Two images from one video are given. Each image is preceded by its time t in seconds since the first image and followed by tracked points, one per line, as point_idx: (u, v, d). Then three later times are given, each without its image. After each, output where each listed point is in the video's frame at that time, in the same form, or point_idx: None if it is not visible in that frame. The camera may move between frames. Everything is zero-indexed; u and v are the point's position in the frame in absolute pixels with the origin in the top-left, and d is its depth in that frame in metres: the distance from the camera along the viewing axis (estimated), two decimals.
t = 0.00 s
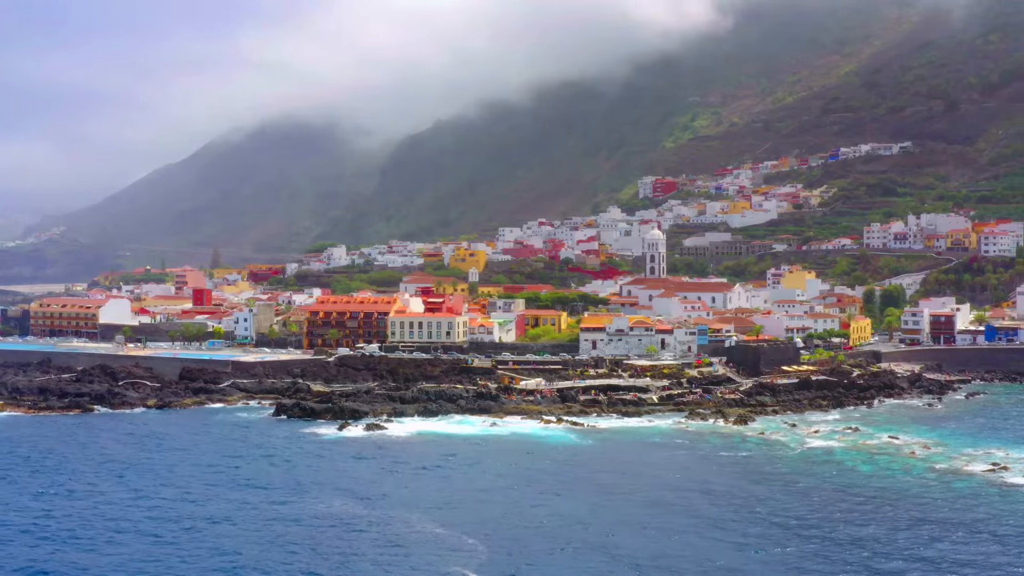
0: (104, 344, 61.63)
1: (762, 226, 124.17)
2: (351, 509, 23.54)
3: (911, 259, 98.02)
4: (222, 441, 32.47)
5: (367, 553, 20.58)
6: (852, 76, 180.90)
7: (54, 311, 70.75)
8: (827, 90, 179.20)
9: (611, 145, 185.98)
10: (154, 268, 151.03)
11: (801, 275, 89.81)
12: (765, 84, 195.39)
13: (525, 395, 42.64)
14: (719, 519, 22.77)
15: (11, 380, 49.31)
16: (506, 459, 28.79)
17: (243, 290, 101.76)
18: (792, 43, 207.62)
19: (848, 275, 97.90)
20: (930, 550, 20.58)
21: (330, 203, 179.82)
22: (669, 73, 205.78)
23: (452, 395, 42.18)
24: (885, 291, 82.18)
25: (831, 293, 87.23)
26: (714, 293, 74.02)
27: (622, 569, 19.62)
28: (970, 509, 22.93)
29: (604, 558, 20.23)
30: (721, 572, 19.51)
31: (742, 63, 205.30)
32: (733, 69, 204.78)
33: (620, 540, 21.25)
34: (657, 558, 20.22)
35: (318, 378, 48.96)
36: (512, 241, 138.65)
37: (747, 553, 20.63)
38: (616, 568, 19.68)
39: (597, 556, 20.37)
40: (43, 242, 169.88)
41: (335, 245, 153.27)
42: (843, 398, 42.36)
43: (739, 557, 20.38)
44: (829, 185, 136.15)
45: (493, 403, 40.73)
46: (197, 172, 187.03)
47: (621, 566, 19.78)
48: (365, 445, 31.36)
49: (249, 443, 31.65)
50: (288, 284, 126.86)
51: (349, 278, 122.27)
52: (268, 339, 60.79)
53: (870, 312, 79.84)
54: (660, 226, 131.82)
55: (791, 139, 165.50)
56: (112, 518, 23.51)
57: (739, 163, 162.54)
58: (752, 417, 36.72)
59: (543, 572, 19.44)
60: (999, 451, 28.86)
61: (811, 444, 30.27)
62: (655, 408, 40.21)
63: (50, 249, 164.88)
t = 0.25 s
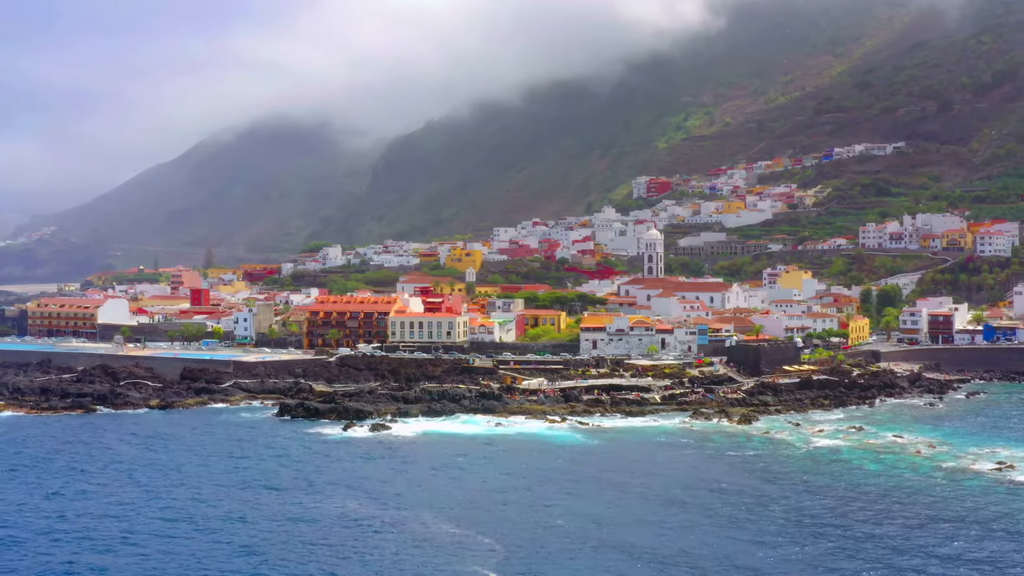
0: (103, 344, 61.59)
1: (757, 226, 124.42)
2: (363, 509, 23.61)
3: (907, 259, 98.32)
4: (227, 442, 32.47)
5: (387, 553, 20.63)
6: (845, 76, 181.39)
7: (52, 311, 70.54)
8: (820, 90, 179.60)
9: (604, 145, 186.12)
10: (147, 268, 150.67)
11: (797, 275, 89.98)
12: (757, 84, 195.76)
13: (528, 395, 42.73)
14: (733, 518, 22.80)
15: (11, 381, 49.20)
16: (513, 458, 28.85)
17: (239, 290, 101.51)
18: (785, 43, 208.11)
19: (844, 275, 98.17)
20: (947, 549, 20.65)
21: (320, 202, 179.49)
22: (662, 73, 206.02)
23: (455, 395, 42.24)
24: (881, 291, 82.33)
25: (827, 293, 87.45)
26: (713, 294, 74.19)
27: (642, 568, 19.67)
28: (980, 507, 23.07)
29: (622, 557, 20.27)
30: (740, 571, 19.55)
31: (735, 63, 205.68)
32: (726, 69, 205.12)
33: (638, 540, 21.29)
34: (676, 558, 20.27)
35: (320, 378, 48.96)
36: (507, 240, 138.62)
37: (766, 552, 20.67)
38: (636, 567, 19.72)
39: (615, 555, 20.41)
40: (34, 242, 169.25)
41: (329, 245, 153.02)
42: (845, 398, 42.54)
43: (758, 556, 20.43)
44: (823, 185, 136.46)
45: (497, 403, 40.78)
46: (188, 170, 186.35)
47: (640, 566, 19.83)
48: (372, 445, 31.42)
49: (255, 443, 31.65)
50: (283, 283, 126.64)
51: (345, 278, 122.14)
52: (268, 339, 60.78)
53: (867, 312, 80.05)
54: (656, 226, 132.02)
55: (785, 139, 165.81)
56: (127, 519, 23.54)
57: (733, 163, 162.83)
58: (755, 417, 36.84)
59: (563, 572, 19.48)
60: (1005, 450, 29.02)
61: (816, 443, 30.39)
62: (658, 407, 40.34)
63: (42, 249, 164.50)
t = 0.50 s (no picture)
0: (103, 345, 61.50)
1: (751, 226, 124.69)
2: (377, 509, 23.67)
3: (902, 259, 98.66)
4: (233, 441, 32.48)
5: (406, 553, 20.67)
6: (838, 77, 181.91)
7: (50, 312, 70.34)
8: (814, 91, 180.02)
9: (596, 145, 186.28)
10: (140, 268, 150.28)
11: (793, 275, 90.18)
12: (750, 84, 196.17)
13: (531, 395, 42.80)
14: (752, 517, 22.86)
15: (12, 381, 49.09)
16: (521, 458, 28.91)
17: (235, 290, 101.28)
18: (777, 43, 208.64)
19: (840, 275, 98.47)
20: (965, 548, 20.80)
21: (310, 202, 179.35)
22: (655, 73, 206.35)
23: (458, 395, 42.28)
24: (877, 291, 82.57)
25: (823, 293, 87.72)
26: (711, 293, 74.41)
27: (665, 569, 19.75)
28: (990, 506, 23.23)
29: (643, 558, 20.33)
30: (763, 572, 19.65)
31: (727, 64, 206.05)
32: (719, 69, 205.51)
33: (658, 539, 21.36)
34: (698, 558, 20.32)
35: (321, 378, 48.97)
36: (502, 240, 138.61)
37: (789, 551, 20.76)
38: (659, 567, 19.81)
39: (638, 555, 20.47)
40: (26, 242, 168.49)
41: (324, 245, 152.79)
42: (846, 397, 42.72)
43: (780, 555, 20.51)
44: (817, 185, 136.77)
45: (500, 403, 40.83)
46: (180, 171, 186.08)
47: (665, 566, 19.90)
48: (379, 445, 31.45)
49: (261, 443, 31.67)
50: (279, 283, 126.41)
51: (341, 278, 122.03)
52: (268, 339, 60.76)
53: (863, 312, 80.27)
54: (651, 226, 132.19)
55: (778, 140, 166.15)
56: (140, 520, 23.49)
57: (726, 163, 163.12)
58: (759, 417, 36.99)
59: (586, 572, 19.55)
60: (1009, 449, 29.21)
61: (822, 442, 30.53)
62: (661, 407, 40.46)
63: (33, 249, 164.06)
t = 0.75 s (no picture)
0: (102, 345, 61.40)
1: (746, 226, 124.95)
2: (391, 509, 23.76)
3: (898, 259, 98.99)
4: (239, 442, 32.49)
5: (425, 554, 20.72)
6: (830, 77, 182.43)
7: (47, 312, 70.14)
8: (807, 91, 180.45)
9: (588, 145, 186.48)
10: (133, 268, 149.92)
11: (790, 275, 90.38)
12: (742, 84, 196.62)
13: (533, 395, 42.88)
14: (768, 516, 22.96)
15: (12, 382, 48.97)
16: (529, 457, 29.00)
17: (231, 290, 101.06)
18: (769, 44, 209.18)
19: (835, 275, 98.76)
20: (981, 544, 20.99)
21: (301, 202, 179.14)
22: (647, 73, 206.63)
23: (460, 395, 42.34)
24: (873, 291, 82.79)
25: (819, 292, 87.97)
26: (709, 293, 74.57)
27: (687, 569, 19.81)
28: (998, 505, 23.41)
29: (664, 558, 20.41)
30: (780, 569, 19.79)
31: (720, 64, 206.46)
32: (712, 69, 205.94)
33: (677, 539, 21.43)
34: (719, 558, 20.41)
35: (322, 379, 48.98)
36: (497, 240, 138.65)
37: (810, 549, 20.86)
38: (682, 568, 19.87)
39: (658, 555, 20.54)
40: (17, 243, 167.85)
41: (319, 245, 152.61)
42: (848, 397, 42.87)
43: (801, 554, 20.62)
44: (811, 186, 137.09)
45: (503, 403, 40.89)
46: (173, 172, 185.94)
47: (688, 566, 19.95)
48: (385, 445, 31.50)
49: (268, 443, 31.68)
50: (274, 284, 126.24)
51: (337, 278, 121.99)
52: (268, 339, 60.71)
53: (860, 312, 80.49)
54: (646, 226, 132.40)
55: (771, 140, 166.46)
56: (153, 521, 23.48)
57: (719, 163, 163.42)
58: (762, 417, 37.15)
59: (609, 573, 19.59)
60: (1014, 448, 29.42)
61: (828, 441, 30.69)
62: (664, 407, 40.58)
63: (23, 249, 163.59)
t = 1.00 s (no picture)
0: (101, 345, 61.37)
1: (741, 226, 125.22)
2: (405, 509, 23.83)
3: (893, 259, 99.33)
4: (246, 441, 32.52)
5: (446, 554, 20.74)
6: (823, 77, 182.90)
7: (45, 312, 70.01)
8: (800, 91, 180.87)
9: (580, 145, 186.64)
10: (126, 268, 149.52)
11: (786, 275, 90.59)
12: (735, 84, 197.06)
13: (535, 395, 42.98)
14: (785, 515, 23.01)
15: (12, 382, 48.87)
16: (538, 456, 29.09)
17: (226, 291, 100.92)
18: (761, 44, 209.73)
19: (831, 275, 99.08)
20: (996, 541, 21.18)
21: (293, 202, 178.91)
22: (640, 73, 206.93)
23: (463, 394, 42.43)
24: (869, 291, 83.02)
25: (815, 292, 88.23)
26: (707, 293, 74.81)
27: (711, 568, 19.86)
28: (1008, 503, 23.59)
29: (680, 555, 20.54)
30: (799, 567, 19.93)
31: (713, 63, 206.83)
32: (705, 68, 206.35)
33: (694, 538, 21.54)
34: (737, 556, 20.53)
35: (324, 379, 48.99)
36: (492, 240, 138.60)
37: (833, 548, 20.91)
38: (707, 568, 19.89)
39: (676, 553, 20.64)
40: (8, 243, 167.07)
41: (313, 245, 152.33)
42: (850, 397, 43.10)
43: (825, 553, 20.65)
44: (805, 186, 137.39)
45: (506, 403, 40.98)
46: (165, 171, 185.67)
47: (712, 566, 19.97)
48: (392, 444, 31.59)
49: (273, 443, 31.70)
50: (270, 284, 126.10)
51: (333, 278, 121.94)
52: (268, 339, 60.70)
53: (856, 312, 80.73)
54: (641, 227, 132.65)
55: (765, 140, 166.78)
56: (167, 522, 23.53)
57: (713, 163, 163.69)
58: (766, 416, 37.27)
59: (634, 573, 19.63)
60: (1017, 447, 29.62)
61: (835, 441, 30.81)
62: (666, 407, 40.76)
63: (14, 249, 163.07)
